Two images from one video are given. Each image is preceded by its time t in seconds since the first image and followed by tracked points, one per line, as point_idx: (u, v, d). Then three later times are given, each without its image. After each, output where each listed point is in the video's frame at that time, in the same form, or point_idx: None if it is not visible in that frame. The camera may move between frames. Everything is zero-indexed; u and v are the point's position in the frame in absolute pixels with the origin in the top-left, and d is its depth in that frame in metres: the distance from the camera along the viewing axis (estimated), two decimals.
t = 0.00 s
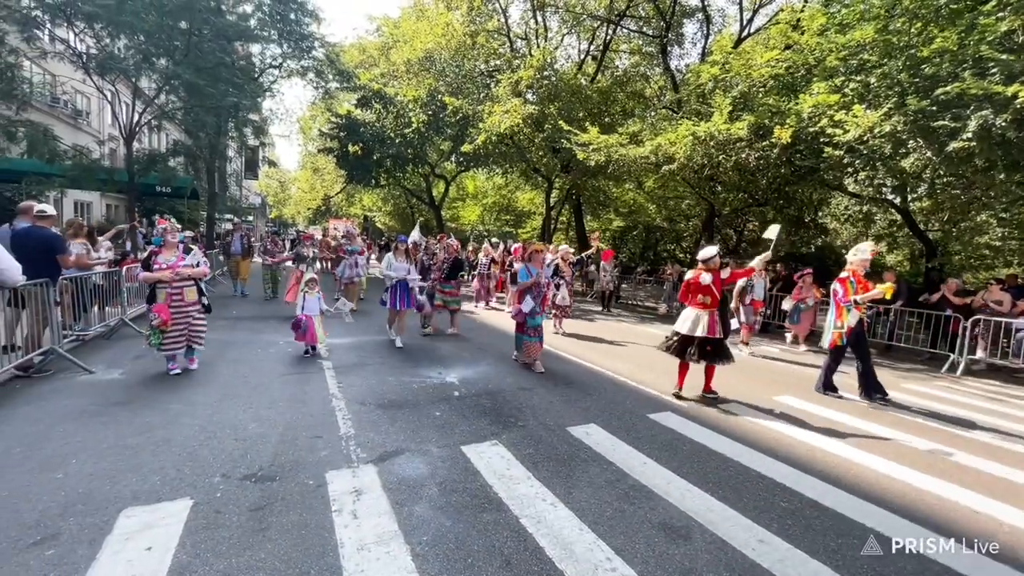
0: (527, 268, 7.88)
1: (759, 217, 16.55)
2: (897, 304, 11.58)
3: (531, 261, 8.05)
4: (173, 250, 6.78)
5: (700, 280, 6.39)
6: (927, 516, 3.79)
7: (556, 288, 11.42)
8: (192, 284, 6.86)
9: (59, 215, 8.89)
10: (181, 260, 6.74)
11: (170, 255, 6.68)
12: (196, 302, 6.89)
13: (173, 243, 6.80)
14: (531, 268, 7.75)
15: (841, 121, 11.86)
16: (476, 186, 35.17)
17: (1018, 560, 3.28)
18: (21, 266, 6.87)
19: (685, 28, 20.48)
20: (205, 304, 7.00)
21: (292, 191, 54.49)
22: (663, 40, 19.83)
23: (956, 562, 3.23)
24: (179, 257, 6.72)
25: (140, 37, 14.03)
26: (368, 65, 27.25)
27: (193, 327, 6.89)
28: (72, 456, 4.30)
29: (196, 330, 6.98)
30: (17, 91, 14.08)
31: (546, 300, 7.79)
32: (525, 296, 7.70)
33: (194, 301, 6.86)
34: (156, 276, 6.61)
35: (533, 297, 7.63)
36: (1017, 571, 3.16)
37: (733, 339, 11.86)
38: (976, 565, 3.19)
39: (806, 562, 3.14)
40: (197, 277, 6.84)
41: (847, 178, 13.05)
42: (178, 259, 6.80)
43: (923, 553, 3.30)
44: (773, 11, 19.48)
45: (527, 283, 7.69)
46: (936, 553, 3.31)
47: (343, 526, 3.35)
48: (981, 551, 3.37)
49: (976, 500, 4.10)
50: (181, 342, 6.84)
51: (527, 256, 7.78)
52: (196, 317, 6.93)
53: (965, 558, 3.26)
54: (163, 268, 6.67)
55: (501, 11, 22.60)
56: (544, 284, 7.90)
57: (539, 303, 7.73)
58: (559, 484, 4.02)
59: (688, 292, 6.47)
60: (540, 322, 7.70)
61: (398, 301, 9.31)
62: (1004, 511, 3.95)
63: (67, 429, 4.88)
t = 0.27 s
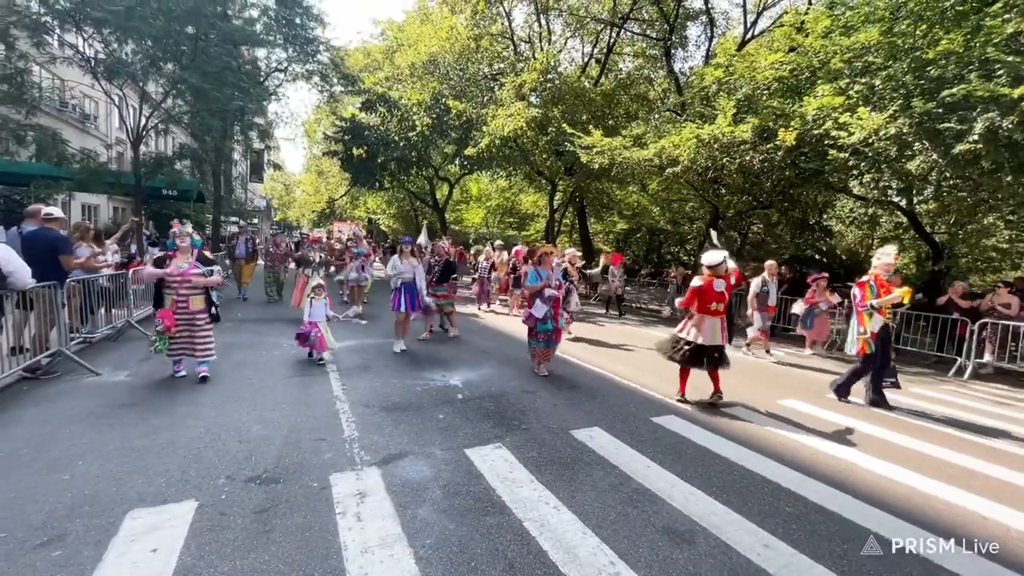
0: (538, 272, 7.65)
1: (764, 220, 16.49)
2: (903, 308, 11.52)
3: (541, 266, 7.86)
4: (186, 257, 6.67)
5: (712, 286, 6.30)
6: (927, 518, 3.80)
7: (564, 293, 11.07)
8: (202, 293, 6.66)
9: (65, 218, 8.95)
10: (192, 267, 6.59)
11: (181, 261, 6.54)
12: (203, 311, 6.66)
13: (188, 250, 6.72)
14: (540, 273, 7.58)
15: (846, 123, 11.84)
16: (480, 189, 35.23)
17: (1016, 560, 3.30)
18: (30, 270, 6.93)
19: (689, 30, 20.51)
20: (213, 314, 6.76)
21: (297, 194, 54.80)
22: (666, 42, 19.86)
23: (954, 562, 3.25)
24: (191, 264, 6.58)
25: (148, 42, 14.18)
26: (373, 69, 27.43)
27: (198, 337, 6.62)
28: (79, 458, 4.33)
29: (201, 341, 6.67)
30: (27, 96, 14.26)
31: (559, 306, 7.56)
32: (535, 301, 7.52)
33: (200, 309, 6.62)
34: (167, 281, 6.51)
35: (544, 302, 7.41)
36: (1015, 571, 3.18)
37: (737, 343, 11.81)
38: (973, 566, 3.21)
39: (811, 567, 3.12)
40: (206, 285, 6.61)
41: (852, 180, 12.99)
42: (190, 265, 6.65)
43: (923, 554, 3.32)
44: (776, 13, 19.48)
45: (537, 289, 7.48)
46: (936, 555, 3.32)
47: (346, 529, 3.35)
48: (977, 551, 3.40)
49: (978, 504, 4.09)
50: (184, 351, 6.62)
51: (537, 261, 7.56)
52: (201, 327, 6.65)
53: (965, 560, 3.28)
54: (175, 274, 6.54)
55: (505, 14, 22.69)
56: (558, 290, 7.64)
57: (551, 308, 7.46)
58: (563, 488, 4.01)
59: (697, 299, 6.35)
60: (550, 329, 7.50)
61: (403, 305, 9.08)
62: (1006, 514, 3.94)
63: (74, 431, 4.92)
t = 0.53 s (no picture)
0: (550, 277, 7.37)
1: (767, 223, 16.46)
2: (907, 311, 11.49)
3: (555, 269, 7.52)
4: (206, 259, 6.58)
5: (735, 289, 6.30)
6: (928, 521, 3.81)
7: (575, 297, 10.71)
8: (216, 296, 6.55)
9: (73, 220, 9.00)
10: (210, 270, 6.50)
11: (200, 262, 6.45)
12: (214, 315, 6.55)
13: (210, 251, 6.64)
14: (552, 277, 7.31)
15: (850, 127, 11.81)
16: (482, 192, 35.29)
17: (1015, 562, 3.31)
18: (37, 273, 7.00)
19: (691, 34, 20.57)
20: (224, 319, 6.63)
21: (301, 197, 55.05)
22: (669, 46, 19.92)
23: (951, 563, 3.27)
24: (209, 266, 6.48)
25: (154, 47, 14.32)
26: (376, 73, 27.60)
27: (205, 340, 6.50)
28: (84, 460, 4.36)
29: (208, 344, 6.54)
30: (34, 101, 14.41)
31: (569, 311, 7.21)
32: (545, 306, 7.21)
33: (211, 313, 6.51)
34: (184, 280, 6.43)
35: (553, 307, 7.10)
36: (1013, 572, 3.19)
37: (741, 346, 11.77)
38: (971, 567, 3.24)
39: (816, 572, 3.10)
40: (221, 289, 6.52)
41: (855, 184, 12.95)
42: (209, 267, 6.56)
43: (921, 554, 3.35)
44: (779, 17, 19.52)
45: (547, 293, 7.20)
46: (935, 556, 3.34)
47: (349, 532, 3.35)
48: (975, 552, 3.42)
49: (981, 507, 4.08)
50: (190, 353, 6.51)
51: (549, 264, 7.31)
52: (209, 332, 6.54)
53: (963, 561, 3.29)
54: (192, 274, 6.45)
55: (508, 19, 22.80)
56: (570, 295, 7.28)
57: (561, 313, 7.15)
58: (566, 492, 4.01)
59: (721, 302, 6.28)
60: (558, 335, 7.13)
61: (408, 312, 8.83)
62: (1009, 518, 3.93)
63: (79, 433, 4.95)
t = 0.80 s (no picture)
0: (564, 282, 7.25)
1: (769, 226, 16.44)
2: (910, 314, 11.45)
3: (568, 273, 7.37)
4: (220, 263, 6.37)
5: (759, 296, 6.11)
6: (929, 523, 3.81)
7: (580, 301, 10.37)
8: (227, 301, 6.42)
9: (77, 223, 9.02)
10: (224, 276, 6.29)
11: (216, 266, 6.31)
12: (223, 321, 6.40)
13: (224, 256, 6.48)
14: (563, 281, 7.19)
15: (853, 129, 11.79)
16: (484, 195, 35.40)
17: (1016, 564, 3.32)
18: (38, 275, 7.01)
19: (693, 37, 20.61)
20: (233, 324, 6.48)
21: (303, 200, 55.23)
22: (670, 49, 19.96)
23: (950, 564, 3.29)
24: (224, 272, 6.27)
25: (158, 51, 14.42)
26: (379, 76, 27.71)
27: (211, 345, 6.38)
28: (87, 462, 4.36)
29: (214, 350, 6.42)
30: (40, 104, 14.51)
31: (582, 317, 7.13)
32: (557, 311, 7.10)
33: (222, 319, 6.39)
34: (196, 284, 6.22)
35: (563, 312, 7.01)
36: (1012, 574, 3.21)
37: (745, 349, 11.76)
38: (974, 570, 3.23)
39: None
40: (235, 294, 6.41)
41: (858, 186, 12.92)
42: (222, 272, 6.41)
43: (921, 555, 3.37)
44: (780, 20, 19.55)
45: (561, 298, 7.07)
46: (935, 558, 3.35)
47: (352, 534, 3.35)
48: (974, 553, 3.44)
49: (985, 511, 4.07)
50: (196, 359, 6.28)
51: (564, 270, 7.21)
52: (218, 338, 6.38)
53: (963, 563, 3.31)
54: (206, 278, 6.25)
55: (510, 22, 22.85)
56: (583, 301, 7.21)
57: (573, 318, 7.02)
58: (570, 495, 3.99)
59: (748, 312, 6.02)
60: (570, 341, 7.04)
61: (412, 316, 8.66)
62: (1013, 521, 3.91)
63: (83, 435, 4.96)
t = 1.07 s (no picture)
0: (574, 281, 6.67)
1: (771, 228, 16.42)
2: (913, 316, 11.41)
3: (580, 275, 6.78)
4: (221, 264, 6.26)
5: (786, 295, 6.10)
6: (930, 523, 3.82)
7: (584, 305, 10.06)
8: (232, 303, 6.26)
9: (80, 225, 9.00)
10: (228, 276, 6.20)
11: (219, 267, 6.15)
12: (232, 323, 6.27)
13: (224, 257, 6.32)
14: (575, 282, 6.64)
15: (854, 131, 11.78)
16: (486, 197, 35.44)
17: (1016, 563, 3.33)
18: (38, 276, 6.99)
19: (694, 40, 20.66)
20: (241, 325, 6.39)
21: (305, 202, 55.36)
22: (672, 52, 20.01)
23: (949, 563, 3.30)
24: (228, 272, 6.19)
25: (161, 53, 14.49)
26: (381, 79, 27.81)
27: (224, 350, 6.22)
28: (90, 463, 4.36)
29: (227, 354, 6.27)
30: (44, 106, 14.58)
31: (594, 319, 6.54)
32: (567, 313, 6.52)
33: (229, 321, 6.22)
34: (199, 287, 6.01)
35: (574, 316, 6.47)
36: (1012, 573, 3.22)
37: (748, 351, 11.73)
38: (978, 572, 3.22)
39: None
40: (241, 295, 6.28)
41: (860, 188, 12.90)
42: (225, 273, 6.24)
43: (922, 554, 3.38)
44: (782, 23, 19.58)
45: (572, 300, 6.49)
46: (935, 557, 3.36)
47: (355, 536, 3.34)
48: (974, 553, 3.44)
49: (987, 512, 4.05)
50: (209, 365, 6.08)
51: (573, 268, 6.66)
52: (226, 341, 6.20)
53: (964, 563, 3.31)
54: (209, 281, 6.07)
55: (512, 25, 22.88)
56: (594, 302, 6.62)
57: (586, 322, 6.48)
58: (573, 496, 3.98)
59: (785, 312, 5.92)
60: (584, 345, 6.42)
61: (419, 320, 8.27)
62: (1015, 522, 3.90)
63: (86, 436, 4.96)
